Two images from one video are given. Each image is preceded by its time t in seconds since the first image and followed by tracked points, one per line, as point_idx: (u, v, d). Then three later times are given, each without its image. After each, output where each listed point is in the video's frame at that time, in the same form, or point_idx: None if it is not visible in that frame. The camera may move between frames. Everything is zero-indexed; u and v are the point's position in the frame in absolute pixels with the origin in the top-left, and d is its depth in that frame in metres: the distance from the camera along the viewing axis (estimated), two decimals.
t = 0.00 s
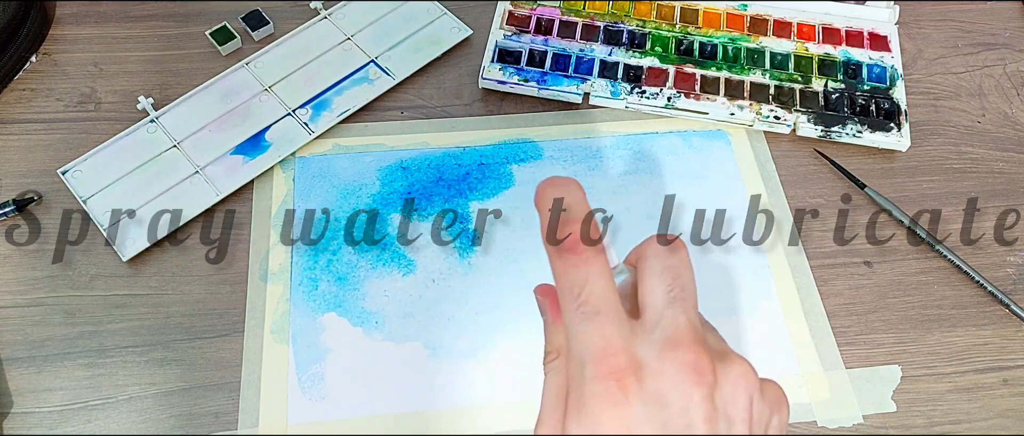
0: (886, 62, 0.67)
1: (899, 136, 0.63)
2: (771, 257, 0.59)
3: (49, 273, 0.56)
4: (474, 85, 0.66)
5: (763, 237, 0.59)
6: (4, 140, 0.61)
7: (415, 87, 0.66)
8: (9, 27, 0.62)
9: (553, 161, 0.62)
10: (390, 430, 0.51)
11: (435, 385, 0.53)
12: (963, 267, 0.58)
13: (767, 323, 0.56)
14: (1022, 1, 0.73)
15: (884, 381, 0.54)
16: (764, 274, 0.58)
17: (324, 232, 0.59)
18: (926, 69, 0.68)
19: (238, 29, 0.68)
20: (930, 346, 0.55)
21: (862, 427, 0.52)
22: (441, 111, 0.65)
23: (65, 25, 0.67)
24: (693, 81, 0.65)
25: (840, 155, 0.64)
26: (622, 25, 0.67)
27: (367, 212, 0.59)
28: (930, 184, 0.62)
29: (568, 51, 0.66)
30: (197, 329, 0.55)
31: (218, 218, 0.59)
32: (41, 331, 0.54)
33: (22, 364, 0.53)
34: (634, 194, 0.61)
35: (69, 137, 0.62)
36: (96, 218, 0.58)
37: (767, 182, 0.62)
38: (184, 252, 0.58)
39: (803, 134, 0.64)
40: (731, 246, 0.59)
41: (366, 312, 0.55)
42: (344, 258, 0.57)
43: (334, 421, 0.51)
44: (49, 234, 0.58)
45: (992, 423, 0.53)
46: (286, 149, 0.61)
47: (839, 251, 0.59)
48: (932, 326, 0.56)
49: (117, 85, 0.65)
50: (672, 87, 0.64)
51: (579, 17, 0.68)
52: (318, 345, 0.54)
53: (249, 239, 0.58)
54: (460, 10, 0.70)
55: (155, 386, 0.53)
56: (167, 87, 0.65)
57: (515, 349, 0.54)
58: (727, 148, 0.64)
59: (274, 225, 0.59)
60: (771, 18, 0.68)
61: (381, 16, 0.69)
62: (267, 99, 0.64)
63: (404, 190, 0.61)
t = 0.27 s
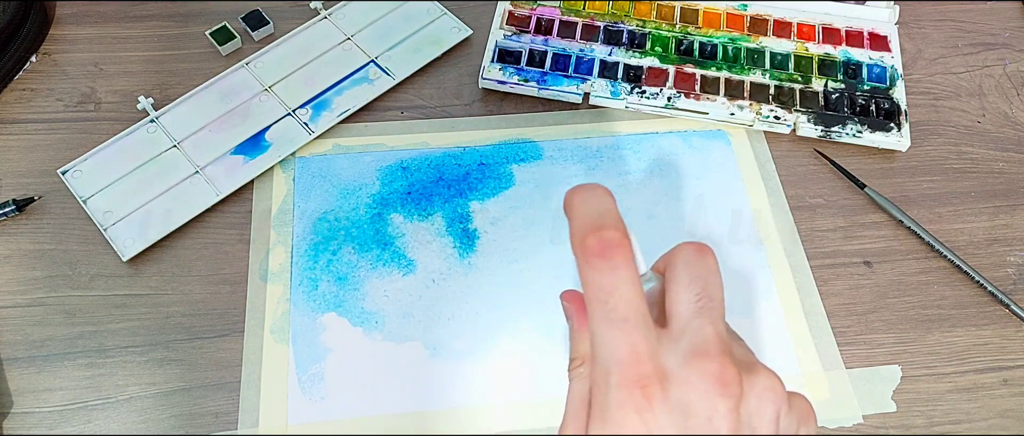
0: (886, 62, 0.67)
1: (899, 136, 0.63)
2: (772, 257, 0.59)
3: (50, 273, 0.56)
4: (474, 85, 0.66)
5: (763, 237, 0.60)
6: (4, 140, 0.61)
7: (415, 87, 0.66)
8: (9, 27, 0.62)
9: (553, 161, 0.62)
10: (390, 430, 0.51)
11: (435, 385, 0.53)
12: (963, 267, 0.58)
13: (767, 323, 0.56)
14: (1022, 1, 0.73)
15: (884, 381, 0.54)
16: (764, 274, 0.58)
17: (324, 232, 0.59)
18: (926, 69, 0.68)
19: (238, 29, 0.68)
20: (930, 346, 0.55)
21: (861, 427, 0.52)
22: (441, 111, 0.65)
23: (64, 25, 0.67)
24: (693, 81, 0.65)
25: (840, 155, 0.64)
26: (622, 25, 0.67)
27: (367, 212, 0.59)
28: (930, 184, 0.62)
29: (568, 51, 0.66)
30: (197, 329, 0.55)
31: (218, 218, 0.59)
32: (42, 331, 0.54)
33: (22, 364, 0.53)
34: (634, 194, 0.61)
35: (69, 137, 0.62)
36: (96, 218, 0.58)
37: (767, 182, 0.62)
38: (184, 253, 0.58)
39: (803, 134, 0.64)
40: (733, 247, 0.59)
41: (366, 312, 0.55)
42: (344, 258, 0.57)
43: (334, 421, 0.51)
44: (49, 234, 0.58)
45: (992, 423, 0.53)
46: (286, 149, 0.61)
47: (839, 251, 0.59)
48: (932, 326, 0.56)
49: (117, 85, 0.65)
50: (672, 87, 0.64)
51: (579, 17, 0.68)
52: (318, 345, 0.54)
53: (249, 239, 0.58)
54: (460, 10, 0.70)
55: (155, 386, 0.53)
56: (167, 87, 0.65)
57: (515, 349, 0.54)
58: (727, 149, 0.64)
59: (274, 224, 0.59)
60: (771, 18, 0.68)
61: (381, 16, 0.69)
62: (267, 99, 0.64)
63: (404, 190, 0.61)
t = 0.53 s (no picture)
0: (886, 62, 0.67)
1: (899, 136, 0.63)
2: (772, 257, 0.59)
3: (50, 273, 0.56)
4: (474, 85, 0.66)
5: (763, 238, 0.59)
6: (4, 140, 0.61)
7: (415, 87, 0.66)
8: (9, 27, 0.62)
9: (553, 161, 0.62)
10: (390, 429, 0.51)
11: (435, 384, 0.53)
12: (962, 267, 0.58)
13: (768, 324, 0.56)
14: (1022, 1, 0.73)
15: (884, 381, 0.54)
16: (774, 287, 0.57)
17: (324, 232, 0.59)
18: (926, 69, 0.68)
19: (238, 29, 0.68)
20: (930, 346, 0.55)
21: (862, 427, 0.52)
22: (441, 111, 0.65)
23: (64, 25, 0.67)
24: (693, 81, 0.65)
25: (840, 155, 0.64)
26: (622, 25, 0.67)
27: (367, 212, 0.59)
28: (930, 184, 0.62)
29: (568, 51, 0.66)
30: (197, 329, 0.55)
31: (218, 218, 0.59)
32: (42, 331, 0.54)
33: (22, 364, 0.53)
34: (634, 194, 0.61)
35: (69, 137, 0.62)
36: (96, 218, 0.58)
37: (767, 182, 0.62)
38: (184, 252, 0.57)
39: (803, 134, 0.64)
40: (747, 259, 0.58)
41: (365, 312, 0.55)
42: (344, 258, 0.57)
43: (334, 421, 0.51)
44: (49, 234, 0.58)
45: (993, 423, 0.53)
46: (286, 149, 0.62)
47: (839, 251, 0.59)
48: (932, 326, 0.56)
49: (118, 85, 0.65)
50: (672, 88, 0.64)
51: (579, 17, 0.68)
52: (317, 345, 0.54)
53: (249, 240, 0.58)
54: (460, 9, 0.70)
55: (155, 386, 0.53)
56: (167, 87, 0.65)
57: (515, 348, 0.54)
58: (726, 149, 0.64)
59: (274, 224, 0.59)
60: (771, 18, 0.68)
61: (381, 16, 0.69)
62: (267, 99, 0.64)
63: (404, 190, 0.61)
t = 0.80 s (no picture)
0: (885, 62, 0.67)
1: (898, 136, 0.63)
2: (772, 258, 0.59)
3: (50, 274, 0.56)
4: (475, 85, 0.66)
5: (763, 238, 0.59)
6: (4, 140, 0.61)
7: (415, 87, 0.66)
8: (9, 27, 0.62)
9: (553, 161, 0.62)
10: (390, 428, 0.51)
11: (435, 383, 0.53)
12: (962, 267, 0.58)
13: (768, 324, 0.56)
14: (1022, 1, 0.73)
15: (885, 381, 0.54)
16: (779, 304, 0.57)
17: (324, 232, 0.59)
18: (925, 69, 0.68)
19: (238, 29, 0.68)
20: (930, 346, 0.55)
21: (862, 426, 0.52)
22: (441, 112, 0.65)
23: (65, 25, 0.67)
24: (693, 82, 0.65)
25: (840, 155, 0.64)
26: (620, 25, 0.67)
27: (367, 211, 0.59)
28: (930, 184, 0.62)
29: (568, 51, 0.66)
30: (197, 329, 0.55)
31: (218, 218, 0.59)
32: (42, 332, 0.54)
33: (22, 364, 0.53)
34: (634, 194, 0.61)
35: (69, 137, 0.62)
36: (96, 218, 0.58)
37: (767, 182, 0.62)
38: (184, 252, 0.57)
39: (803, 134, 0.64)
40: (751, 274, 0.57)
41: (365, 311, 0.55)
42: (344, 258, 0.57)
43: (333, 420, 0.51)
44: (50, 234, 0.58)
45: (993, 423, 0.53)
46: (287, 149, 0.62)
47: (839, 251, 0.59)
48: (932, 326, 0.56)
49: (118, 85, 0.65)
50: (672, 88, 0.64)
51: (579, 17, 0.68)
52: (317, 345, 0.54)
53: (249, 240, 0.58)
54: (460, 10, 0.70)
55: (155, 386, 0.53)
56: (167, 88, 0.65)
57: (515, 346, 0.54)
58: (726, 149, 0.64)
59: (274, 224, 0.59)
60: (771, 18, 0.68)
61: (381, 16, 0.69)
62: (267, 99, 0.64)
63: (404, 190, 0.61)
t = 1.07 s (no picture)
0: (886, 62, 0.67)
1: (899, 137, 0.63)
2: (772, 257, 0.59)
3: (50, 274, 0.56)
4: (474, 85, 0.66)
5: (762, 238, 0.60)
6: (4, 140, 0.61)
7: (415, 87, 0.66)
8: (9, 27, 0.62)
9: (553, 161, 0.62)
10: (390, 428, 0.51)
11: (435, 382, 0.53)
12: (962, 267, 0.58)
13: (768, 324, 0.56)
14: (1022, 1, 0.73)
15: (885, 381, 0.54)
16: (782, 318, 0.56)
17: (324, 232, 0.59)
18: (925, 69, 0.68)
19: (238, 29, 0.68)
20: (930, 347, 0.55)
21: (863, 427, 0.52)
22: (441, 112, 0.65)
23: (65, 25, 0.67)
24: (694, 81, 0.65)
25: (840, 155, 0.64)
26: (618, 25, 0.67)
27: (367, 212, 0.59)
28: (930, 184, 0.62)
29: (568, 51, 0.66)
30: (197, 329, 0.55)
31: (218, 218, 0.59)
32: (42, 331, 0.54)
33: (22, 364, 0.53)
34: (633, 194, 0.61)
35: (69, 137, 0.62)
36: (96, 218, 0.58)
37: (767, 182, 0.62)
38: (184, 252, 0.57)
39: (803, 134, 0.64)
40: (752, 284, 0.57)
41: (366, 312, 0.55)
42: (344, 258, 0.57)
43: (334, 420, 0.51)
44: (50, 234, 0.58)
45: (993, 423, 0.53)
46: (286, 149, 0.62)
47: (839, 251, 0.59)
48: (932, 326, 0.56)
49: (118, 85, 0.65)
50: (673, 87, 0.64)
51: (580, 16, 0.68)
52: (317, 345, 0.54)
53: (249, 240, 0.58)
54: (460, 9, 0.70)
55: (155, 386, 0.53)
56: (167, 87, 0.65)
57: (514, 346, 0.54)
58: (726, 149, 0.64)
59: (274, 224, 0.59)
60: (771, 18, 0.68)
61: (380, 16, 0.69)
62: (267, 99, 0.64)
63: (404, 190, 0.61)
